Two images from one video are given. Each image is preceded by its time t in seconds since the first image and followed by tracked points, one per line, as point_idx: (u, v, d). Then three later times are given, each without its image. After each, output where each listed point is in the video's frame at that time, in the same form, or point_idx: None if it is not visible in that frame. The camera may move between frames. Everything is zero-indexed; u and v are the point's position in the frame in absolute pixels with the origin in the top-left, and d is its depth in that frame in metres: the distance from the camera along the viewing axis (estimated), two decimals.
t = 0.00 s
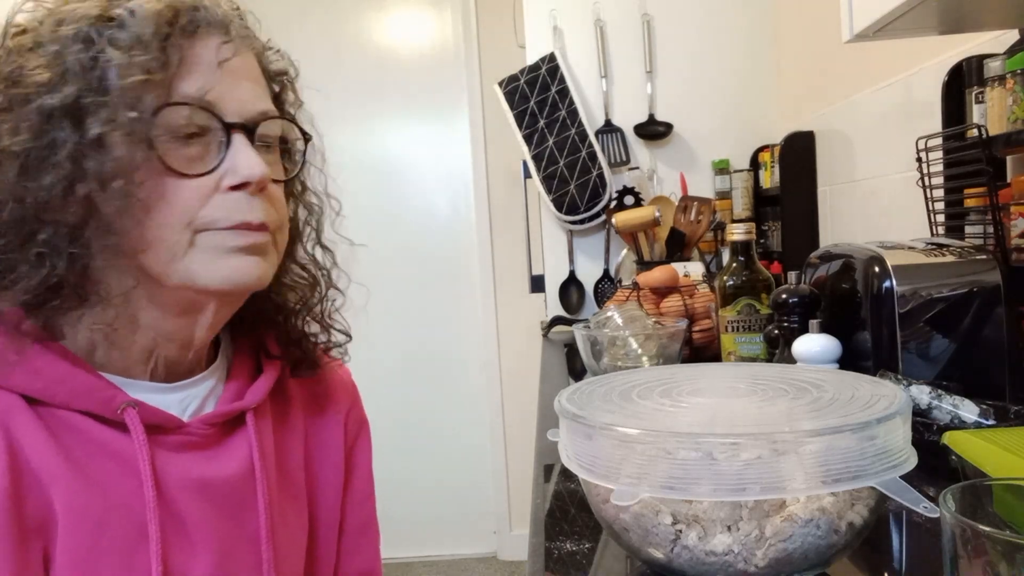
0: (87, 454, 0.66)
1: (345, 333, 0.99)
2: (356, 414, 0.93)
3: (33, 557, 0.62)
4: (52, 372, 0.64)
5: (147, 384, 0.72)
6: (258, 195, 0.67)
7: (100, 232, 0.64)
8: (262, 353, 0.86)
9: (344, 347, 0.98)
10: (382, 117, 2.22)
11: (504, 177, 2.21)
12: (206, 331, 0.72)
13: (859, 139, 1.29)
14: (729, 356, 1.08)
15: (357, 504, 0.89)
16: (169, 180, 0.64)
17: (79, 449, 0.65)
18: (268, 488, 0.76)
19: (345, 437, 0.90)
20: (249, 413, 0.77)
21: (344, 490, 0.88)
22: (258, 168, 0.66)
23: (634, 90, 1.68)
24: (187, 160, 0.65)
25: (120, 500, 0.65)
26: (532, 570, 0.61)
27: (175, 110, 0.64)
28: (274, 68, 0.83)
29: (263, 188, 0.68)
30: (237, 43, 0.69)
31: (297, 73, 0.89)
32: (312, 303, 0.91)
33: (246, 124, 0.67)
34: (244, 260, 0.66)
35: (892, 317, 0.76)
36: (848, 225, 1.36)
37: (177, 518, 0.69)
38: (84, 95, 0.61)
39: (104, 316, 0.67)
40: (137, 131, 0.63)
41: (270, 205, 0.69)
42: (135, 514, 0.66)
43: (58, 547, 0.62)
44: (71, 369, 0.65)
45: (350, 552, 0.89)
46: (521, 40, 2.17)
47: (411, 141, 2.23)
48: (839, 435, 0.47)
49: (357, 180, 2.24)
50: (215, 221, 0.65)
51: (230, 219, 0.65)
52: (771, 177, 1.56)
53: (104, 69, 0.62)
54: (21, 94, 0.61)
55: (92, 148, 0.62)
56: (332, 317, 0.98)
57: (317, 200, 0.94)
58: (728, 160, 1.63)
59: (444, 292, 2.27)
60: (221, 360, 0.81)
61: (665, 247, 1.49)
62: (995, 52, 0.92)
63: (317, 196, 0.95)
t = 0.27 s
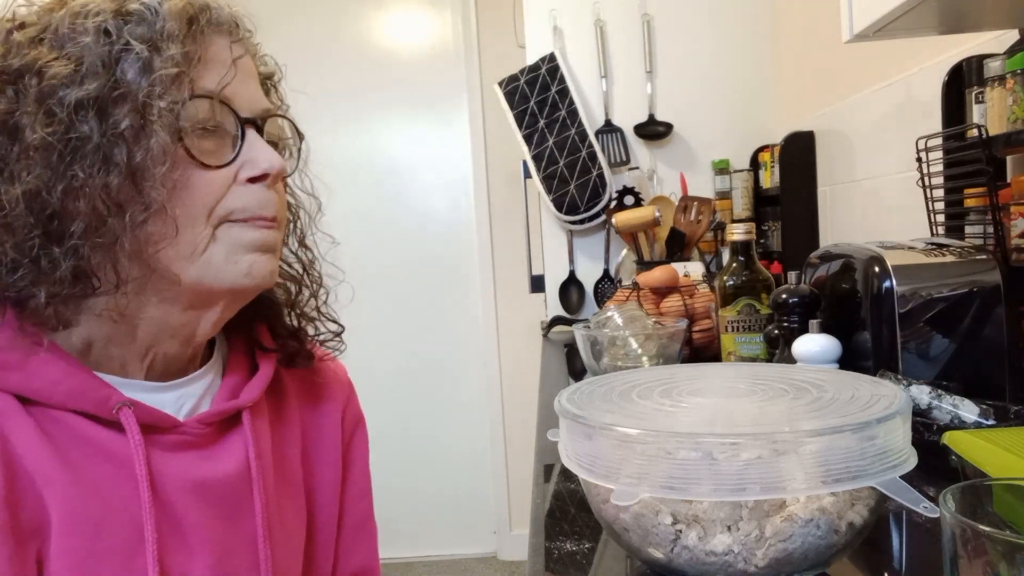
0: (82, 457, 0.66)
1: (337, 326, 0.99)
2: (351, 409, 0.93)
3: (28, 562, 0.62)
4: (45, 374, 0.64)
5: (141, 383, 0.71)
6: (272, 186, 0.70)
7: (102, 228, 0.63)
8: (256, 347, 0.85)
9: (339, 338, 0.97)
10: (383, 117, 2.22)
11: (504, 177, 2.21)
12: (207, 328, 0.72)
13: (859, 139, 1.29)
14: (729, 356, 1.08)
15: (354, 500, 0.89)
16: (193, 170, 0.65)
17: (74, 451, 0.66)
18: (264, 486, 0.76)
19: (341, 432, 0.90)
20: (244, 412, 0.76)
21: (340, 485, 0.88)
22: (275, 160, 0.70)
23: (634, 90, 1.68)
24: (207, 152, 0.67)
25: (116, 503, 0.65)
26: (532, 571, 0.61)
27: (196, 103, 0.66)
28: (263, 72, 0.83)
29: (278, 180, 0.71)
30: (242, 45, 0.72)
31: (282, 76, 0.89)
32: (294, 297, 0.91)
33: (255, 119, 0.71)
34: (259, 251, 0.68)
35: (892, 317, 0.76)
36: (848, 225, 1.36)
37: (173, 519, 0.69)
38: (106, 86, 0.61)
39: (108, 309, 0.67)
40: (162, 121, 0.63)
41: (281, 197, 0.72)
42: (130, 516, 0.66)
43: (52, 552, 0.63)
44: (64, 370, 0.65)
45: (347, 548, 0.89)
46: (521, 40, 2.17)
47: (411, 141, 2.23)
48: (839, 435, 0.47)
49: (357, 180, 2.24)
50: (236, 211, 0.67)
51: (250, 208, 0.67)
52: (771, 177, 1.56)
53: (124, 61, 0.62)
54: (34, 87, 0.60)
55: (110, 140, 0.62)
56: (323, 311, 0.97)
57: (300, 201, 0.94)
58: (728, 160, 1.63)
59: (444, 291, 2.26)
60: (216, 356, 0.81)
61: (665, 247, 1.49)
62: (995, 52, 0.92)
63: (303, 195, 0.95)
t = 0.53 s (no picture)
0: (83, 457, 0.66)
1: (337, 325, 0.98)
2: (353, 406, 0.93)
3: (28, 564, 0.62)
4: (45, 374, 0.64)
5: (142, 383, 0.71)
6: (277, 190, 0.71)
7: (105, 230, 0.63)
8: (256, 344, 0.85)
9: (339, 336, 0.97)
10: (382, 117, 2.22)
11: (504, 177, 2.21)
12: (210, 330, 0.72)
13: (859, 139, 1.29)
14: (729, 356, 1.08)
15: (355, 497, 0.89)
16: (203, 173, 0.66)
17: (74, 451, 0.66)
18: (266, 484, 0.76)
19: (343, 429, 0.90)
20: (246, 409, 0.76)
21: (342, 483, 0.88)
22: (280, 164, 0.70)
23: (634, 90, 1.68)
24: (215, 153, 0.67)
25: (117, 504, 0.65)
26: (532, 571, 0.61)
27: (205, 105, 0.66)
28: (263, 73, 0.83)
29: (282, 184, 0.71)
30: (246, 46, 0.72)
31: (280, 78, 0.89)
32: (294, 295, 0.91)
33: (259, 121, 0.71)
34: (265, 256, 0.69)
35: (892, 317, 0.76)
36: (848, 225, 1.36)
37: (175, 519, 0.69)
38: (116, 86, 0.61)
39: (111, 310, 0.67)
40: (173, 124, 0.63)
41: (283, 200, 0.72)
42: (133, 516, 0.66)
43: (53, 554, 0.62)
44: (66, 370, 0.65)
45: (349, 546, 0.89)
46: (521, 40, 2.17)
47: (411, 141, 2.23)
48: (839, 435, 0.47)
49: (357, 180, 2.24)
50: (244, 216, 0.68)
51: (257, 212, 0.68)
52: (771, 177, 1.56)
53: (132, 61, 0.62)
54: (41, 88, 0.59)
55: (119, 142, 0.62)
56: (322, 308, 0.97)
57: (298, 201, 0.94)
58: (728, 160, 1.63)
59: (444, 291, 2.26)
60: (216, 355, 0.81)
61: (665, 247, 1.49)
62: (995, 52, 0.92)
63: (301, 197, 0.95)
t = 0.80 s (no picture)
0: (83, 458, 0.66)
1: (339, 330, 0.98)
2: (359, 405, 0.93)
3: (25, 566, 0.63)
4: (47, 374, 0.65)
5: (144, 384, 0.71)
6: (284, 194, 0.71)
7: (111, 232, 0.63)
8: (260, 343, 0.85)
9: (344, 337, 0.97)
10: (382, 117, 2.22)
11: (505, 177, 2.21)
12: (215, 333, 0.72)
13: (859, 139, 1.29)
14: (729, 356, 1.08)
15: (361, 496, 0.89)
16: (211, 177, 0.66)
17: (75, 452, 0.66)
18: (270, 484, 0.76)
19: (349, 428, 0.90)
20: (249, 409, 0.76)
21: (348, 482, 0.88)
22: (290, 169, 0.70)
23: (634, 90, 1.68)
24: (224, 158, 0.67)
25: (116, 507, 0.65)
26: (532, 571, 0.61)
27: (215, 109, 0.66)
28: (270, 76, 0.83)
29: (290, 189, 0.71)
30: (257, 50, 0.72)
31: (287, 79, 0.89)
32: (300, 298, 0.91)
33: (268, 126, 0.71)
34: (269, 259, 0.68)
35: (893, 317, 0.76)
36: (848, 225, 1.36)
37: (176, 519, 0.69)
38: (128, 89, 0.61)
39: (115, 311, 0.67)
40: (185, 128, 0.63)
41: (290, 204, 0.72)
42: (132, 516, 0.66)
43: (49, 557, 0.63)
44: (68, 370, 0.65)
45: (355, 544, 0.89)
46: (521, 40, 2.17)
47: (411, 141, 2.23)
48: (839, 435, 0.47)
49: (357, 180, 2.24)
50: (253, 220, 0.68)
51: (266, 217, 0.68)
52: (771, 177, 1.56)
53: (143, 64, 0.61)
54: (51, 89, 0.59)
55: (130, 145, 0.62)
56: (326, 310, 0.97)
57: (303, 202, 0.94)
58: (728, 160, 1.63)
59: (444, 291, 2.26)
60: (219, 354, 0.81)
61: (665, 247, 1.49)
62: (995, 52, 0.92)
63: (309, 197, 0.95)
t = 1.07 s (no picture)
0: (84, 460, 0.66)
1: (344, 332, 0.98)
2: (360, 410, 0.92)
3: (26, 568, 0.63)
4: (48, 377, 0.64)
5: (145, 386, 0.71)
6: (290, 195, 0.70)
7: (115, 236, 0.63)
8: (263, 347, 0.85)
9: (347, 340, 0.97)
10: (382, 117, 2.22)
11: (505, 177, 2.21)
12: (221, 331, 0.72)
13: (860, 139, 1.29)
14: (729, 356, 1.08)
15: (361, 501, 0.89)
16: (217, 178, 0.65)
17: (76, 455, 0.66)
18: (271, 488, 0.76)
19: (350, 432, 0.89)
20: (251, 413, 0.76)
21: (348, 487, 0.88)
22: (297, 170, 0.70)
23: (634, 90, 1.68)
24: (229, 160, 0.67)
25: (118, 510, 0.65)
26: (532, 571, 0.61)
27: (224, 111, 0.66)
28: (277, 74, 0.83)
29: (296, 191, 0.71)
30: (264, 52, 0.72)
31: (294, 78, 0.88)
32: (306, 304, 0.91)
33: (274, 126, 0.71)
34: (274, 257, 0.68)
35: (893, 317, 0.76)
36: (848, 224, 1.36)
37: (177, 523, 0.69)
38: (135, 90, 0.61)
39: (119, 312, 0.67)
40: (191, 130, 0.63)
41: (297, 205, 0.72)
42: (134, 520, 0.66)
43: (50, 559, 0.63)
44: (69, 373, 0.65)
45: (354, 550, 0.89)
46: (521, 40, 2.17)
47: (411, 141, 2.23)
48: (839, 435, 0.47)
49: (357, 180, 2.24)
50: (258, 220, 0.67)
51: (271, 218, 0.68)
52: (771, 177, 1.56)
53: (149, 64, 0.61)
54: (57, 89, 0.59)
55: (135, 147, 0.62)
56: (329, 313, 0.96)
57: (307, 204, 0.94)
58: (728, 160, 1.63)
59: (444, 291, 2.26)
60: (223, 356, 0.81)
61: (665, 247, 1.50)
62: (995, 52, 0.92)
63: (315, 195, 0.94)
